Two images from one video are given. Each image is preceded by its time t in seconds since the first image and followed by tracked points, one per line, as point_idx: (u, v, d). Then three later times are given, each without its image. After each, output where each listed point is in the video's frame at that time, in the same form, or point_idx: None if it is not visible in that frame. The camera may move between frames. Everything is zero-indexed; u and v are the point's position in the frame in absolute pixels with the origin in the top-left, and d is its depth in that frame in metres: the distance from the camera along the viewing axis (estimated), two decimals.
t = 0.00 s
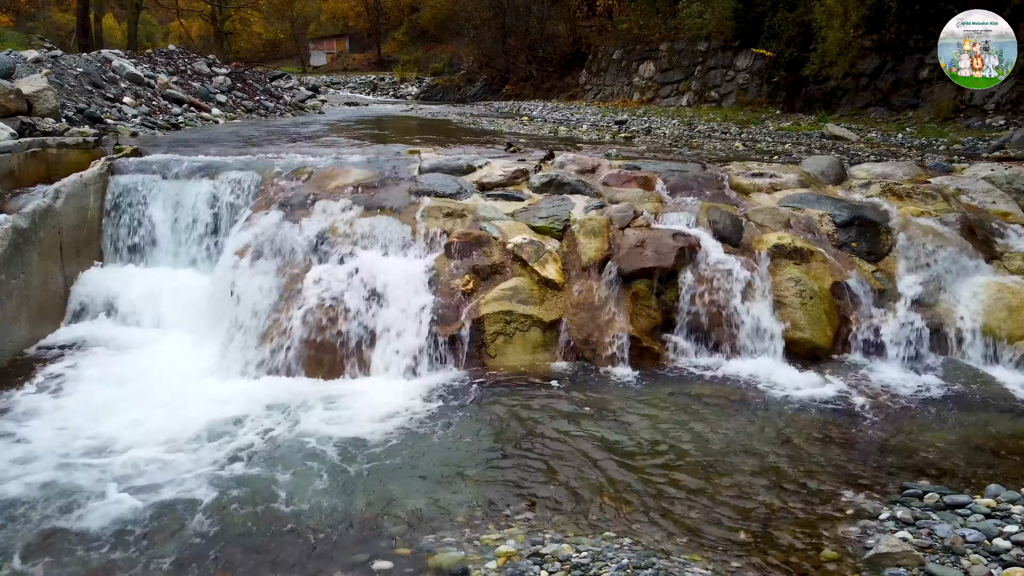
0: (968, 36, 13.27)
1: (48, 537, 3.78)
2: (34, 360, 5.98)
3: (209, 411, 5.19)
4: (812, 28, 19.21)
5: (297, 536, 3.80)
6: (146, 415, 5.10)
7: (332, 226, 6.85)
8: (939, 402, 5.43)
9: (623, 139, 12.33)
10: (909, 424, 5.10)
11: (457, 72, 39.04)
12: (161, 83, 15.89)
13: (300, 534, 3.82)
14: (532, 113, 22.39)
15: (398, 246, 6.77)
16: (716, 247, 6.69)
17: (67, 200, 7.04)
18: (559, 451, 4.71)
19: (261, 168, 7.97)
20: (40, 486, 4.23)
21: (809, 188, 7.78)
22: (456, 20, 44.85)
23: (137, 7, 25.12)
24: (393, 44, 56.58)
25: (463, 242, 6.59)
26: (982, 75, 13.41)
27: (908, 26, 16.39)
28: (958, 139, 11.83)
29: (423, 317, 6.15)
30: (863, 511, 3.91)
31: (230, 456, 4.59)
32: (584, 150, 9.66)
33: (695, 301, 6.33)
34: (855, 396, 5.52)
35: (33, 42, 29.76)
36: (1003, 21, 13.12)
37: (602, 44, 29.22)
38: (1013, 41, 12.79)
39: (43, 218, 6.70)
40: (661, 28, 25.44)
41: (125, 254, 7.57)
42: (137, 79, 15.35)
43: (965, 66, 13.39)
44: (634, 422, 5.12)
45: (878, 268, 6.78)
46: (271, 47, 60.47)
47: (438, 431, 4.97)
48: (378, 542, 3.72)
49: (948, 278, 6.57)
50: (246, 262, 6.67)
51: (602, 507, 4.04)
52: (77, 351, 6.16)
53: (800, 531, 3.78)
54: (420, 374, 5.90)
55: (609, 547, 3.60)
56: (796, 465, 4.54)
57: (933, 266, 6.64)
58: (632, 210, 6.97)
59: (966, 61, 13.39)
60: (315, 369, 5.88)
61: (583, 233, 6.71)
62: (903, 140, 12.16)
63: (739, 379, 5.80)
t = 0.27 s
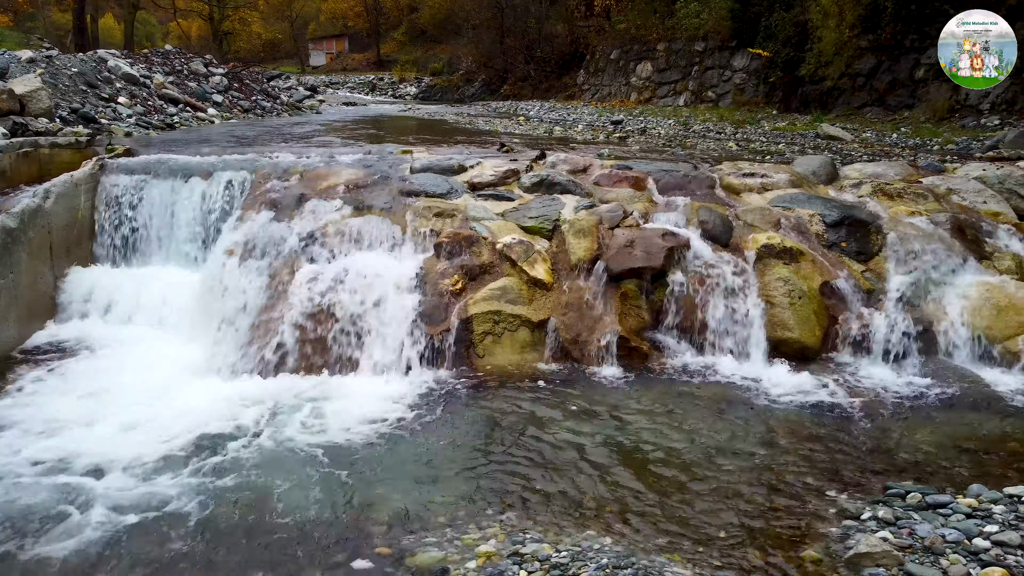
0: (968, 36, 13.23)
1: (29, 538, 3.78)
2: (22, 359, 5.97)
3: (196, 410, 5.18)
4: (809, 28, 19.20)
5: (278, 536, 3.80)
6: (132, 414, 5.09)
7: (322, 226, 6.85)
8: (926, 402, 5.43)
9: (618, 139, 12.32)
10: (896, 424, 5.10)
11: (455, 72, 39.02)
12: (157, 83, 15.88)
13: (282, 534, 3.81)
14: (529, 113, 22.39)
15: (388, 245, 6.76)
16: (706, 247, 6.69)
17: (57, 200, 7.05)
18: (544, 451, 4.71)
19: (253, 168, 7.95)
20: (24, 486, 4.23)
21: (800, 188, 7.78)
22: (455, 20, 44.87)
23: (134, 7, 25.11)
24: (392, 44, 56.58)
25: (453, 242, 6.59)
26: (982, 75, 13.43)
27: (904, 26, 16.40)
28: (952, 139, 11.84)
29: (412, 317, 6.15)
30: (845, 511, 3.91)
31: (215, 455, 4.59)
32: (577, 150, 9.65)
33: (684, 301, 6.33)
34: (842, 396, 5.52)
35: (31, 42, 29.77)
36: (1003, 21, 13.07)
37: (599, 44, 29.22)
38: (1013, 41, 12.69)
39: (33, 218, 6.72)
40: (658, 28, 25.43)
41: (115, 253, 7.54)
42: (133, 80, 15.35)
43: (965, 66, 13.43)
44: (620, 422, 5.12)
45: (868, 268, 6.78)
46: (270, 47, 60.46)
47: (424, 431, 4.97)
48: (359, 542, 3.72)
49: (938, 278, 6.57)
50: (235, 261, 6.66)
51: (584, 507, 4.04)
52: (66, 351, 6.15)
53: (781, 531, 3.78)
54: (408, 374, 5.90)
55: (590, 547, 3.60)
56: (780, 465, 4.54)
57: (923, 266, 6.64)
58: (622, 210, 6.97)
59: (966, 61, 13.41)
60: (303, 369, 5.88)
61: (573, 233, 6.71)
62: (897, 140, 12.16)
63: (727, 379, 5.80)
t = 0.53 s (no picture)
0: (969, 36, 13.11)
1: (11, 537, 3.78)
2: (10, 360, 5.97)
3: (182, 410, 5.18)
4: (805, 28, 19.19)
5: (259, 535, 3.80)
6: (119, 414, 5.10)
7: (311, 226, 6.85)
8: (913, 402, 5.43)
9: (612, 139, 12.32)
10: (882, 425, 5.10)
11: (454, 72, 39.02)
12: (152, 83, 15.88)
13: (263, 533, 3.81)
14: (526, 113, 22.38)
15: (377, 245, 6.77)
16: (694, 247, 6.69)
17: (48, 200, 7.06)
18: (529, 451, 4.71)
19: (244, 168, 7.96)
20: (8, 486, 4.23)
21: (791, 188, 7.78)
22: (454, 20, 44.89)
23: (132, 7, 25.11)
24: (391, 44, 56.57)
25: (442, 242, 6.59)
26: (982, 75, 13.31)
27: (899, 26, 16.41)
28: (947, 139, 11.84)
29: (400, 317, 6.15)
30: (826, 511, 3.91)
31: (199, 455, 4.59)
32: (569, 151, 9.65)
33: (672, 301, 6.33)
34: (829, 395, 5.52)
35: (29, 41, 29.76)
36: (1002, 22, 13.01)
37: (597, 44, 29.23)
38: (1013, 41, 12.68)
39: (22, 218, 6.73)
40: (655, 28, 25.44)
41: (106, 254, 7.53)
42: (128, 79, 15.34)
43: (964, 67, 13.28)
44: (606, 422, 5.12)
45: (857, 268, 6.78)
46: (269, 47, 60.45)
47: (408, 430, 4.98)
48: (339, 541, 3.72)
49: (927, 278, 6.57)
50: (223, 261, 6.67)
51: (566, 507, 4.04)
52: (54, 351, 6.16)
53: (762, 531, 3.78)
54: (396, 373, 5.90)
55: (569, 547, 3.60)
56: (764, 466, 4.53)
57: (912, 266, 6.64)
58: (611, 210, 6.97)
59: (966, 61, 13.27)
60: (291, 369, 5.88)
61: (562, 233, 6.72)
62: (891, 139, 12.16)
63: (714, 379, 5.80)
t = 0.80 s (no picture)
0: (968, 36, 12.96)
1: None
2: None
3: (170, 410, 5.18)
4: (802, 28, 19.20)
5: (243, 535, 3.80)
6: (107, 414, 5.10)
7: (302, 226, 6.85)
8: (902, 401, 5.43)
9: (607, 138, 12.32)
10: (870, 425, 5.10)
11: (453, 72, 39.02)
12: (149, 83, 15.87)
13: (246, 533, 3.82)
14: (523, 113, 22.38)
15: (368, 245, 6.77)
16: (685, 247, 6.70)
17: (39, 201, 7.09)
18: (516, 451, 4.71)
19: (237, 168, 7.95)
20: None
21: (783, 188, 7.78)
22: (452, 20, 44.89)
23: (129, 7, 25.09)
24: (390, 44, 56.56)
25: (432, 242, 6.59)
26: (982, 75, 13.13)
27: (896, 26, 16.41)
28: (942, 139, 11.84)
29: (390, 317, 6.15)
30: (810, 511, 3.91)
31: (186, 456, 4.59)
32: (563, 151, 9.65)
33: (662, 301, 6.33)
34: (818, 396, 5.52)
35: (28, 41, 29.76)
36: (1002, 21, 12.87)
37: (595, 44, 29.23)
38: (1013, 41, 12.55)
39: (13, 218, 6.76)
40: (653, 27, 25.43)
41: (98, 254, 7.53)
42: (124, 80, 15.35)
43: (965, 67, 13.10)
44: (594, 422, 5.12)
45: (848, 268, 6.78)
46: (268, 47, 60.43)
47: (396, 431, 4.98)
48: (322, 542, 3.72)
49: (917, 278, 6.57)
50: (214, 261, 6.67)
51: (551, 507, 4.04)
52: (44, 350, 6.15)
53: (746, 531, 3.78)
54: (385, 373, 5.90)
55: (552, 547, 3.60)
56: (751, 466, 4.53)
57: (903, 266, 6.64)
58: (602, 210, 6.97)
59: (966, 61, 13.09)
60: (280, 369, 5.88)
61: (553, 233, 6.72)
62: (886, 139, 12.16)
63: (704, 379, 5.80)
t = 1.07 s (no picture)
0: (968, 36, 12.76)
1: None
2: None
3: (156, 408, 5.18)
4: (797, 28, 19.21)
5: (223, 535, 3.80)
6: (92, 411, 5.09)
7: (291, 226, 6.86)
8: (888, 401, 5.43)
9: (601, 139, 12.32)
10: (855, 425, 5.10)
11: (451, 72, 39.04)
12: (144, 83, 15.88)
13: (226, 532, 3.82)
14: (520, 113, 22.38)
15: (357, 245, 6.78)
16: (674, 247, 6.70)
17: (28, 201, 7.12)
18: (500, 451, 4.71)
19: (228, 168, 7.96)
20: None
21: (773, 189, 7.78)
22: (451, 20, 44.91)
23: (127, 7, 25.09)
24: (389, 44, 56.58)
25: (421, 242, 6.59)
26: (982, 75, 12.99)
27: (891, 27, 16.42)
28: (935, 139, 11.84)
29: (378, 317, 6.15)
30: (791, 511, 3.91)
31: (170, 453, 4.59)
32: (555, 151, 9.66)
33: (651, 301, 6.33)
34: (803, 396, 5.52)
35: (27, 41, 29.83)
36: (1002, 20, 12.64)
37: (592, 44, 29.24)
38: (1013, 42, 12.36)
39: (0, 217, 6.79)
40: (650, 28, 25.44)
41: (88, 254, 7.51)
42: (120, 80, 15.36)
43: (965, 67, 12.92)
44: (580, 423, 5.12)
45: (837, 268, 6.79)
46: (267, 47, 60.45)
47: (382, 430, 4.98)
48: (303, 541, 3.72)
49: (906, 279, 6.58)
50: (202, 261, 6.67)
51: (532, 508, 4.04)
52: (32, 350, 6.16)
53: (726, 531, 3.78)
54: (373, 373, 5.90)
55: (531, 547, 3.60)
56: (734, 466, 4.53)
57: (892, 267, 6.65)
58: (591, 210, 6.98)
59: (966, 61, 12.92)
60: (267, 368, 5.88)
61: (541, 233, 6.73)
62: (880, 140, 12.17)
63: (691, 379, 5.80)
